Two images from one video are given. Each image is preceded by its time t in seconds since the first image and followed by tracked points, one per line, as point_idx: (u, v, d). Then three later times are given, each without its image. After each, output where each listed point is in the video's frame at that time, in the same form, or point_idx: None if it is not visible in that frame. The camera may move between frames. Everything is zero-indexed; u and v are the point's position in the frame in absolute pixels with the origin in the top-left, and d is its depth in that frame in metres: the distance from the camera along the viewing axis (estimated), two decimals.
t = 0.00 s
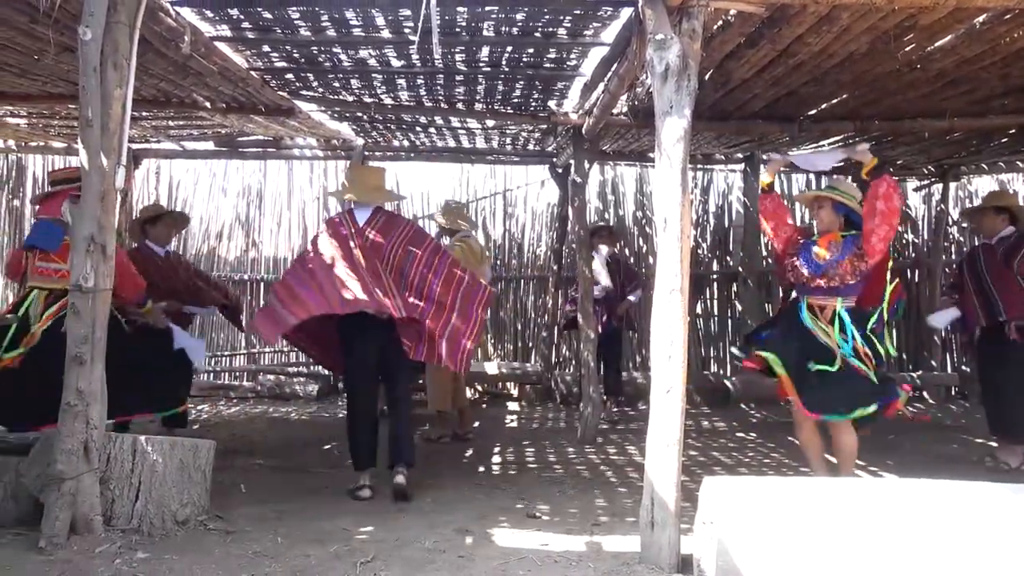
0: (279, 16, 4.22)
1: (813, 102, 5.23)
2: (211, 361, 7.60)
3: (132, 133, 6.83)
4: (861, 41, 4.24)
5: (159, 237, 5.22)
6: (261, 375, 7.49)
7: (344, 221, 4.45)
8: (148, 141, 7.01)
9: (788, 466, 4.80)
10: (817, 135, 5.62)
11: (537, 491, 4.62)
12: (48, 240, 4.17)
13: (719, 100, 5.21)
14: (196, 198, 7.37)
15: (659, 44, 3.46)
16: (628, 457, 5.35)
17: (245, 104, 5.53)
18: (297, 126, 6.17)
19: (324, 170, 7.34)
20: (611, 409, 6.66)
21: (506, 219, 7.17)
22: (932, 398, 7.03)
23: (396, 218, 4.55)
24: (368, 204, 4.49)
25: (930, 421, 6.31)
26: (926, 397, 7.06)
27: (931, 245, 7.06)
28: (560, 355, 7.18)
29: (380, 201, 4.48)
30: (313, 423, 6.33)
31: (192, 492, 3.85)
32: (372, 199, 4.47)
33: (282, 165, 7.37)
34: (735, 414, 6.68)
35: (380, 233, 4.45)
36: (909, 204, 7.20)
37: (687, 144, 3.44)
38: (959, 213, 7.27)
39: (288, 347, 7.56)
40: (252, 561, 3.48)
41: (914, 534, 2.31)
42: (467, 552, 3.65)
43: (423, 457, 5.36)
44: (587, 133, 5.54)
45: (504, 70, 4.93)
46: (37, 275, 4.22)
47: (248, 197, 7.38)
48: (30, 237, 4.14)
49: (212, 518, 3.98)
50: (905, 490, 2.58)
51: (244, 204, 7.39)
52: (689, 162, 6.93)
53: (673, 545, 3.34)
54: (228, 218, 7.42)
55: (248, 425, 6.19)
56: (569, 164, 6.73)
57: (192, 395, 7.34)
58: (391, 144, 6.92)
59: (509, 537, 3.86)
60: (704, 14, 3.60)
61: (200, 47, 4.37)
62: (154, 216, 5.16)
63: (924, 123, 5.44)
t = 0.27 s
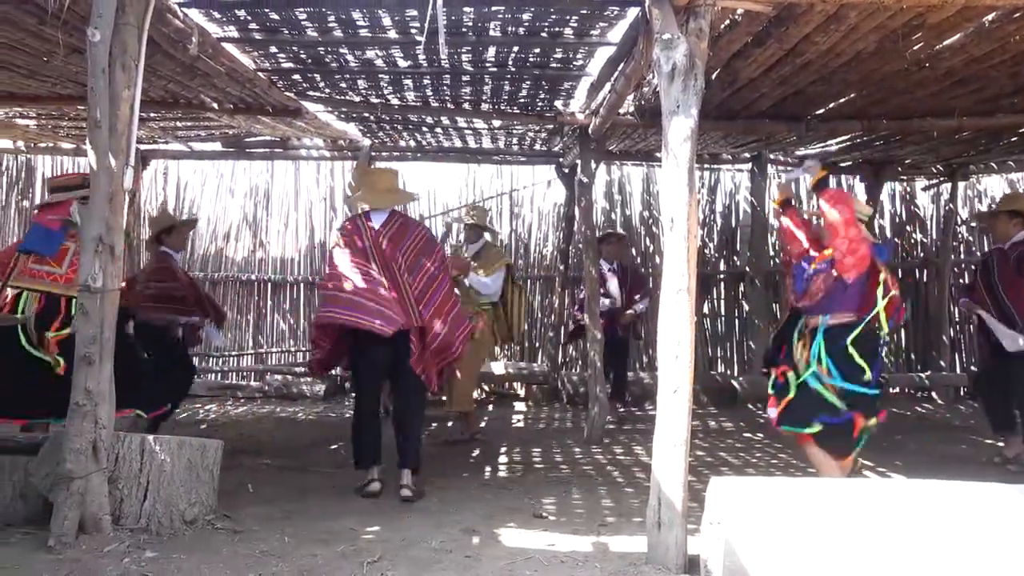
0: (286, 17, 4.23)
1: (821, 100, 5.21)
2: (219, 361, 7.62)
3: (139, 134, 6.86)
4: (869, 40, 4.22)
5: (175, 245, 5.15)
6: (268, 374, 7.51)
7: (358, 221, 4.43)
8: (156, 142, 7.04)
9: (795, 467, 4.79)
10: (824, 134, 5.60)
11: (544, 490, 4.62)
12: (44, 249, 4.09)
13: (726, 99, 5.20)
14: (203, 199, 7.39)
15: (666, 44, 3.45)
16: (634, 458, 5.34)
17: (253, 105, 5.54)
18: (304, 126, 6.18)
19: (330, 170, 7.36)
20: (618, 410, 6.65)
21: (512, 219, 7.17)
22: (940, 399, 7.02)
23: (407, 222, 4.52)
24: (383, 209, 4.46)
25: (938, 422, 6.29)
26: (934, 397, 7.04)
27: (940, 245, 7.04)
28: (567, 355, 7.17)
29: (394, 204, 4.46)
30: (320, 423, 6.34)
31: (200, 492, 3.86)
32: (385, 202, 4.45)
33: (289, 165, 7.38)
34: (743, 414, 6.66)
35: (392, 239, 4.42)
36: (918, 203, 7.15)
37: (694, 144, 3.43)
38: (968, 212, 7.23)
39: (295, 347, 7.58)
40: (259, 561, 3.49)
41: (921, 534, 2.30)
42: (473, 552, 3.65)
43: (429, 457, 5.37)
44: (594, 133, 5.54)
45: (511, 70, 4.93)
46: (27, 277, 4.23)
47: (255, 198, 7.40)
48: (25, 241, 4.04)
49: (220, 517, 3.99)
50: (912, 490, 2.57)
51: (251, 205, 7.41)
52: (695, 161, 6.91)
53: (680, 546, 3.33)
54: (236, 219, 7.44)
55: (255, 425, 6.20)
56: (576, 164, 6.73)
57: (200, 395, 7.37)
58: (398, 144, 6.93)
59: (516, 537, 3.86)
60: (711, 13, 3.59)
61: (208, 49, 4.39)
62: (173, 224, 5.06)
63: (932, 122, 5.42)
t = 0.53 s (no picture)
0: (294, 18, 4.24)
1: (831, 100, 5.19)
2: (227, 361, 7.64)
3: (149, 135, 6.89)
4: (879, 39, 4.20)
5: (191, 240, 5.34)
6: (277, 374, 7.53)
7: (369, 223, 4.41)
8: (165, 143, 7.07)
9: (804, 467, 4.77)
10: (834, 133, 5.58)
11: (552, 490, 4.62)
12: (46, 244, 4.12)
13: (735, 98, 5.18)
14: (212, 199, 7.42)
15: (674, 43, 3.44)
16: (643, 458, 5.33)
17: (261, 106, 5.56)
18: (312, 127, 6.20)
19: (339, 170, 7.38)
20: (626, 410, 6.64)
21: (520, 219, 7.16)
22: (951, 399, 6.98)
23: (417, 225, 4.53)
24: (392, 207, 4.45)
25: (949, 422, 6.26)
26: (945, 397, 7.00)
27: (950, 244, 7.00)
28: (574, 355, 7.17)
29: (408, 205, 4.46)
30: (328, 423, 6.36)
31: (209, 491, 3.88)
32: (399, 202, 4.45)
33: (297, 165, 7.38)
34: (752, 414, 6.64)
35: (403, 241, 4.43)
36: (927, 203, 7.15)
37: (702, 144, 3.42)
38: (979, 211, 7.20)
39: (304, 347, 7.60)
40: (267, 560, 3.51)
41: (930, 535, 2.29)
42: (481, 552, 3.66)
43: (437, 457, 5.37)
44: (601, 133, 5.54)
45: (518, 70, 4.92)
46: (38, 275, 4.29)
47: (263, 198, 7.43)
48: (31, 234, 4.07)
49: (228, 516, 4.01)
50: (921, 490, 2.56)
51: (260, 205, 7.44)
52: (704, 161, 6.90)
53: (688, 547, 3.32)
54: (245, 219, 7.47)
55: (264, 425, 6.22)
56: (584, 164, 6.73)
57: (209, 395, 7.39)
58: (406, 144, 6.94)
59: (524, 537, 3.86)
60: (719, 13, 3.58)
61: (217, 50, 4.41)
62: (187, 220, 5.24)
63: (943, 121, 5.40)
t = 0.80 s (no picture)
0: (302, 19, 4.25)
1: (840, 98, 5.16)
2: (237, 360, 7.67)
3: (158, 136, 6.93)
4: (888, 37, 4.18)
5: (203, 245, 5.38)
6: (286, 374, 7.56)
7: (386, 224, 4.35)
8: (175, 144, 7.11)
9: (813, 468, 4.75)
10: (843, 132, 5.55)
11: (560, 490, 4.62)
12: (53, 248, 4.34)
13: (743, 98, 5.16)
14: (222, 199, 7.45)
15: (682, 42, 3.44)
16: (651, 459, 5.32)
17: (270, 107, 5.58)
18: (321, 127, 6.22)
19: (346, 171, 7.34)
20: (635, 410, 6.63)
21: (528, 219, 7.16)
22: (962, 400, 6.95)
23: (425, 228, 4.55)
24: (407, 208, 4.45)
25: (960, 423, 6.22)
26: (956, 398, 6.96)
27: (961, 244, 6.96)
28: (582, 355, 7.17)
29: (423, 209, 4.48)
30: (337, 423, 6.38)
31: (218, 490, 3.90)
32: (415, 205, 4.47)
33: (305, 165, 7.36)
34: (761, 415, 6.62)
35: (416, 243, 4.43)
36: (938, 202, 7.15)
37: (710, 143, 3.41)
38: (990, 211, 7.15)
39: (312, 347, 7.62)
40: (276, 559, 3.52)
41: (939, 536, 2.27)
42: (489, 552, 3.66)
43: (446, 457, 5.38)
44: (609, 133, 5.54)
45: (526, 70, 4.92)
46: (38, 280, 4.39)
47: (272, 199, 7.46)
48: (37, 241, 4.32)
49: (238, 515, 4.03)
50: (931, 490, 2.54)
51: (269, 206, 7.47)
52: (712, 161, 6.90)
53: (697, 547, 3.31)
54: (254, 219, 7.50)
55: (273, 424, 6.25)
56: (592, 164, 6.73)
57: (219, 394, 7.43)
58: (414, 145, 6.95)
59: (532, 537, 3.86)
60: (727, 12, 3.57)
61: (226, 52, 4.43)
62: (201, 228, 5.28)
63: (953, 119, 5.37)
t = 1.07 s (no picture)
0: (311, 20, 4.27)
1: (850, 97, 5.14)
2: (246, 360, 7.70)
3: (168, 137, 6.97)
4: (899, 35, 4.15)
5: (213, 242, 5.41)
6: (295, 374, 7.58)
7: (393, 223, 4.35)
8: (185, 145, 7.15)
9: (823, 469, 4.73)
10: (853, 131, 5.52)
11: (568, 490, 4.61)
12: (65, 246, 4.47)
13: (752, 97, 5.15)
14: (231, 200, 7.48)
15: (691, 42, 3.42)
16: (660, 459, 5.31)
17: (279, 108, 5.60)
18: (330, 128, 6.23)
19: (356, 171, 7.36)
20: (643, 410, 6.62)
21: (536, 219, 7.16)
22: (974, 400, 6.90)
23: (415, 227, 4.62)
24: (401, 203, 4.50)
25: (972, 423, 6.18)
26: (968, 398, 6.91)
27: (972, 243, 6.92)
28: (590, 356, 7.16)
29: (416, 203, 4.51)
30: (346, 422, 6.39)
31: (228, 490, 3.91)
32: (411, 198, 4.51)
33: (315, 167, 7.44)
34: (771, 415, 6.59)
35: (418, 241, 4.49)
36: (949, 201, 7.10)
37: (719, 143, 3.40)
38: (1002, 210, 7.10)
39: (321, 347, 7.64)
40: (286, 558, 3.53)
41: (949, 537, 2.26)
42: (497, 552, 3.66)
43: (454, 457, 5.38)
44: (618, 132, 5.53)
45: (535, 70, 4.92)
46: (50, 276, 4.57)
47: (282, 200, 7.50)
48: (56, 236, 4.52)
49: (247, 514, 4.04)
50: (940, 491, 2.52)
51: (278, 206, 7.51)
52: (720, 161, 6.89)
53: (706, 548, 3.30)
54: (263, 220, 7.54)
55: (282, 424, 6.27)
56: (600, 164, 6.72)
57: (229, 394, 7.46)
58: (422, 145, 6.96)
59: (541, 537, 3.86)
60: (736, 11, 3.56)
61: (236, 53, 4.45)
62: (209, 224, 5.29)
63: (964, 118, 5.33)
